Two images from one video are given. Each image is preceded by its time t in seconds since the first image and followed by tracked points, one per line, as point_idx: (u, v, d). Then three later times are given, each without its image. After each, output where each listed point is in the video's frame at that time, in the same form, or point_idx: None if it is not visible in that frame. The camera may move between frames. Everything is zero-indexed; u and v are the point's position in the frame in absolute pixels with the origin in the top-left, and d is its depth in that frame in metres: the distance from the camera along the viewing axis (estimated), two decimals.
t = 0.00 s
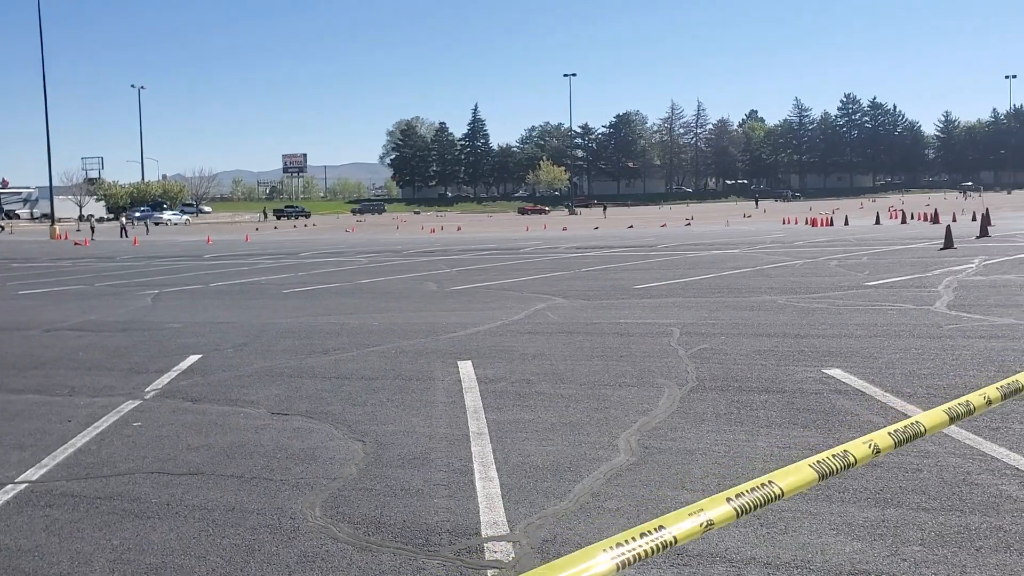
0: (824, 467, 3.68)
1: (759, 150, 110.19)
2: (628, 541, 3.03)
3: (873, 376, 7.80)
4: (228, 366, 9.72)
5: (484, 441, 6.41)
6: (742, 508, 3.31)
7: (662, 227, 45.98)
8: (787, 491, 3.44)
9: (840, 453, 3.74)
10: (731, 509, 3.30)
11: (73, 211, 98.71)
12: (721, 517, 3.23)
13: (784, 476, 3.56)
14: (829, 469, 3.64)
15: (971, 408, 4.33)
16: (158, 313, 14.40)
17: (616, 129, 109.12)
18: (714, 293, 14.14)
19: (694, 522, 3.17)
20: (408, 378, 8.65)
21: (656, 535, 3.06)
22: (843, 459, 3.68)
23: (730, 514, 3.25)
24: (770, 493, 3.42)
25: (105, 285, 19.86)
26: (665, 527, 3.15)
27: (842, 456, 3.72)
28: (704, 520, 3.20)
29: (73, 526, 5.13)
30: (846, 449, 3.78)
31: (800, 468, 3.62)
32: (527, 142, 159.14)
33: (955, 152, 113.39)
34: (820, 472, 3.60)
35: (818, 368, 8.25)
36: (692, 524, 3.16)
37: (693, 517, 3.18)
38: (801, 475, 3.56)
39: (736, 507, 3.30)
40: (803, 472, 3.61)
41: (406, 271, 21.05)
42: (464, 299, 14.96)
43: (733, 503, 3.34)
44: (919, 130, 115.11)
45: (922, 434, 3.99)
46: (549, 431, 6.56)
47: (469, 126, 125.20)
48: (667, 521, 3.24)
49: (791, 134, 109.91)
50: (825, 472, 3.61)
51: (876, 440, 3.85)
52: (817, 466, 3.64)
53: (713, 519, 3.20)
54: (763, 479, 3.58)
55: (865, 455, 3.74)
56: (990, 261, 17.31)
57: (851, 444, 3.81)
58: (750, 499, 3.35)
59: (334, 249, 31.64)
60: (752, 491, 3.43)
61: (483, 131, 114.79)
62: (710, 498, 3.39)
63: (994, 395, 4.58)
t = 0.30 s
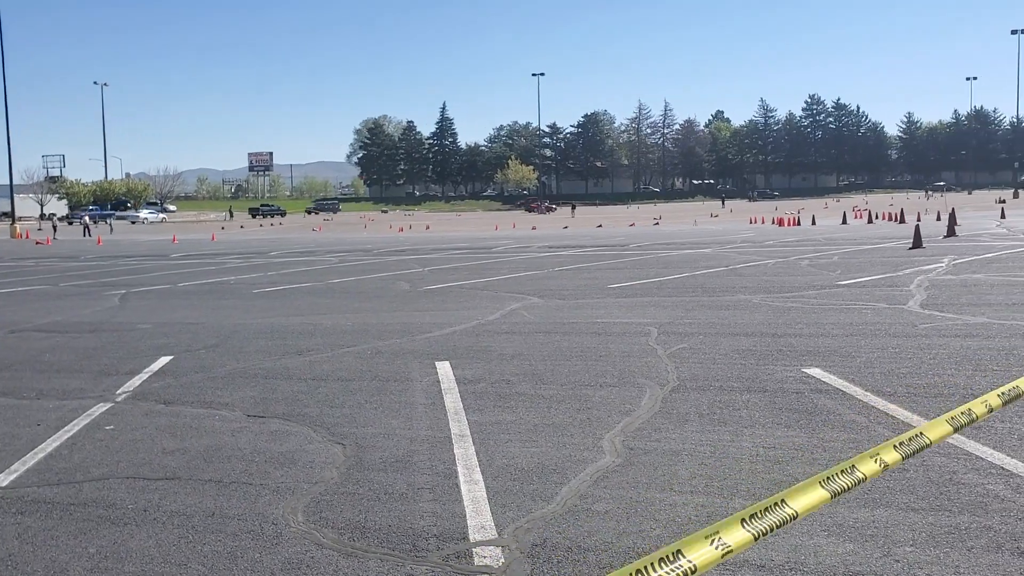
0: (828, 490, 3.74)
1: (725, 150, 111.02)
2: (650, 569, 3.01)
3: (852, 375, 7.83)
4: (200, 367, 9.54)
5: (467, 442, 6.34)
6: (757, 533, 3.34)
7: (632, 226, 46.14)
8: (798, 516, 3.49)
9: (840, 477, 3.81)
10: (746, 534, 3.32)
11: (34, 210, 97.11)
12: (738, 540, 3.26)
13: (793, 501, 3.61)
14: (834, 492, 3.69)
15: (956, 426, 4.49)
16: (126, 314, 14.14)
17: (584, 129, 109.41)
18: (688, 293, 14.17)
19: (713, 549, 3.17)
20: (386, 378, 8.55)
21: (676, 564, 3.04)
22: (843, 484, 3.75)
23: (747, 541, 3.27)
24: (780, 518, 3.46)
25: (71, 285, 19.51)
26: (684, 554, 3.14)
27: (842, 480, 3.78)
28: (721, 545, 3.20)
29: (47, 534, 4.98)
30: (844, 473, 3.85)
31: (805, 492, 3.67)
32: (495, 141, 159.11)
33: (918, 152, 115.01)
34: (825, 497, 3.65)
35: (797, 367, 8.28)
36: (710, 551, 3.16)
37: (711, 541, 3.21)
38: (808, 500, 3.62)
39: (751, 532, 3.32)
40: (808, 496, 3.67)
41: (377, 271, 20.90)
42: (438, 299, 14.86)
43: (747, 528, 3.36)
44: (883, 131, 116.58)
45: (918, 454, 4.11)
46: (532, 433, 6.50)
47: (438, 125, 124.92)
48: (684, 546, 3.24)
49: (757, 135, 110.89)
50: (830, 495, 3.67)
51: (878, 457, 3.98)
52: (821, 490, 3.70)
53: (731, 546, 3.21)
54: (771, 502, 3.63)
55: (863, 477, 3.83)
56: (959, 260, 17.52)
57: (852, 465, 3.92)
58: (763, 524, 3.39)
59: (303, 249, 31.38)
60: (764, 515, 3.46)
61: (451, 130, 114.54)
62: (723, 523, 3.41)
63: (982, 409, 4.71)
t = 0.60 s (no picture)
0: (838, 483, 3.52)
1: (697, 148, 111.50)
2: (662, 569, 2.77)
3: (835, 373, 7.85)
4: (176, 368, 9.39)
5: (451, 444, 6.27)
6: (773, 528, 3.10)
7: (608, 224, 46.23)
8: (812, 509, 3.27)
9: (849, 469, 3.59)
10: (761, 527, 3.09)
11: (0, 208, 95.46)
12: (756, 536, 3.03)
13: (805, 494, 3.38)
14: (845, 485, 3.48)
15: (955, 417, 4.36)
16: (98, 314, 13.89)
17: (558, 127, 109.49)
18: (668, 291, 14.17)
19: (729, 545, 2.93)
20: (367, 379, 8.46)
21: (691, 562, 2.82)
22: (854, 476, 3.53)
23: (763, 536, 3.03)
24: (794, 512, 3.22)
25: (40, 285, 19.17)
26: (698, 550, 2.91)
27: (851, 472, 3.57)
28: (737, 541, 2.97)
29: (22, 541, 4.84)
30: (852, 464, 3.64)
31: (816, 484, 3.45)
32: (469, 139, 158.84)
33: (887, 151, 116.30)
34: (836, 490, 3.42)
35: (778, 365, 8.29)
36: (726, 547, 2.92)
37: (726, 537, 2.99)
38: (821, 492, 3.40)
39: (767, 526, 3.09)
40: (820, 488, 3.44)
41: (353, 270, 20.74)
42: (416, 298, 14.76)
43: (761, 522, 3.13)
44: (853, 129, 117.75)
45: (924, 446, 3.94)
46: (517, 433, 6.44)
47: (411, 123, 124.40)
48: (696, 542, 3.00)
49: (729, 133, 111.55)
50: (841, 488, 3.45)
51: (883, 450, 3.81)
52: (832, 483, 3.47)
53: (748, 542, 2.97)
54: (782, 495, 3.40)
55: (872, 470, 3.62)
56: (932, 258, 17.71)
57: (858, 458, 3.71)
58: (778, 518, 3.16)
59: (276, 247, 31.10)
60: (777, 509, 3.23)
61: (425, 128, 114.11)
62: (736, 516, 3.17)
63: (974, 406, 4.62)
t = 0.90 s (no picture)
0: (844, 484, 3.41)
1: (688, 147, 111.55)
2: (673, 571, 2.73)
3: (831, 372, 7.82)
4: (168, 369, 9.31)
5: (447, 444, 6.22)
6: (779, 530, 3.03)
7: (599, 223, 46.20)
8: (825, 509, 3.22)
9: (855, 468, 3.48)
10: (768, 530, 3.02)
11: None
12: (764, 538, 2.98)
13: (811, 493, 3.28)
14: (852, 485, 3.37)
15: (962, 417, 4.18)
16: (89, 315, 13.78)
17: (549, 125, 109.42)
18: (662, 290, 14.14)
19: (736, 549, 2.87)
20: (361, 379, 8.41)
21: (700, 566, 2.76)
22: (860, 477, 3.42)
23: (770, 539, 2.97)
24: (802, 513, 3.14)
25: (30, 285, 19.02)
26: (707, 553, 2.85)
27: (858, 472, 3.45)
28: (745, 544, 2.91)
29: (13, 545, 4.77)
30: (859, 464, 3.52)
31: (824, 485, 3.34)
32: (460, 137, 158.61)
33: (877, 149, 116.56)
34: (844, 490, 3.32)
35: (775, 364, 8.26)
36: (734, 551, 2.87)
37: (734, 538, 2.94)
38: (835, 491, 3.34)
39: (773, 529, 3.02)
40: (826, 488, 3.34)
41: (346, 269, 20.65)
42: (410, 297, 14.69)
43: (768, 524, 3.05)
44: (843, 127, 118.00)
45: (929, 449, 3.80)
46: (514, 433, 6.40)
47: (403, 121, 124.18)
48: (703, 546, 2.94)
49: (720, 132, 111.69)
50: (849, 489, 3.35)
51: (889, 449, 3.68)
52: (838, 483, 3.36)
53: (756, 546, 2.91)
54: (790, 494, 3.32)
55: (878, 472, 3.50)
56: (925, 255, 17.73)
57: (863, 458, 3.58)
58: (785, 520, 3.08)
59: (268, 246, 30.99)
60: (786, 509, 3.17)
61: (416, 126, 113.87)
62: (742, 519, 3.10)
63: (986, 401, 4.43)
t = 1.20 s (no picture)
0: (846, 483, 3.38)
1: (672, 146, 111.75)
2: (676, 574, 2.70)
3: (817, 370, 7.85)
4: (151, 370, 9.22)
5: (434, 445, 6.19)
6: (780, 532, 3.00)
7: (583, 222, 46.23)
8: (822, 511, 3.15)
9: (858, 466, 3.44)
10: (769, 533, 2.99)
11: None
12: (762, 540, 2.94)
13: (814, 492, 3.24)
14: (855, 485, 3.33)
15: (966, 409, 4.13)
16: (71, 316, 13.64)
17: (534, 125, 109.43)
18: (647, 289, 14.13)
19: (737, 552, 2.84)
20: (346, 380, 8.36)
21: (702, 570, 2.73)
22: (863, 477, 3.37)
23: (770, 542, 2.94)
24: (803, 515, 3.11)
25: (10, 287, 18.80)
26: (709, 556, 2.82)
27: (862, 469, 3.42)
28: (747, 547, 2.88)
29: None
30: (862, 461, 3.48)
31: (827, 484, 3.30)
32: (445, 136, 158.34)
33: (860, 149, 117.18)
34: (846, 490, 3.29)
35: (761, 362, 8.27)
36: (736, 554, 2.84)
37: (732, 540, 2.89)
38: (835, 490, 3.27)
39: (774, 531, 2.98)
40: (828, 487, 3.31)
41: (330, 269, 20.53)
42: (394, 297, 14.63)
43: (770, 525, 3.02)
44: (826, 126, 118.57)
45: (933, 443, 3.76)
46: (500, 434, 6.38)
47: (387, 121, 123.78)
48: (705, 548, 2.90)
49: (704, 131, 111.91)
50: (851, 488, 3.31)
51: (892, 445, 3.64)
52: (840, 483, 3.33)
53: (757, 548, 2.88)
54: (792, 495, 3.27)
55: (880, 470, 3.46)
56: (908, 254, 17.82)
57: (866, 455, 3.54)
58: (787, 521, 3.05)
59: (252, 246, 30.85)
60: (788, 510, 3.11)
61: (400, 125, 113.55)
62: (743, 520, 3.07)
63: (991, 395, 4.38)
